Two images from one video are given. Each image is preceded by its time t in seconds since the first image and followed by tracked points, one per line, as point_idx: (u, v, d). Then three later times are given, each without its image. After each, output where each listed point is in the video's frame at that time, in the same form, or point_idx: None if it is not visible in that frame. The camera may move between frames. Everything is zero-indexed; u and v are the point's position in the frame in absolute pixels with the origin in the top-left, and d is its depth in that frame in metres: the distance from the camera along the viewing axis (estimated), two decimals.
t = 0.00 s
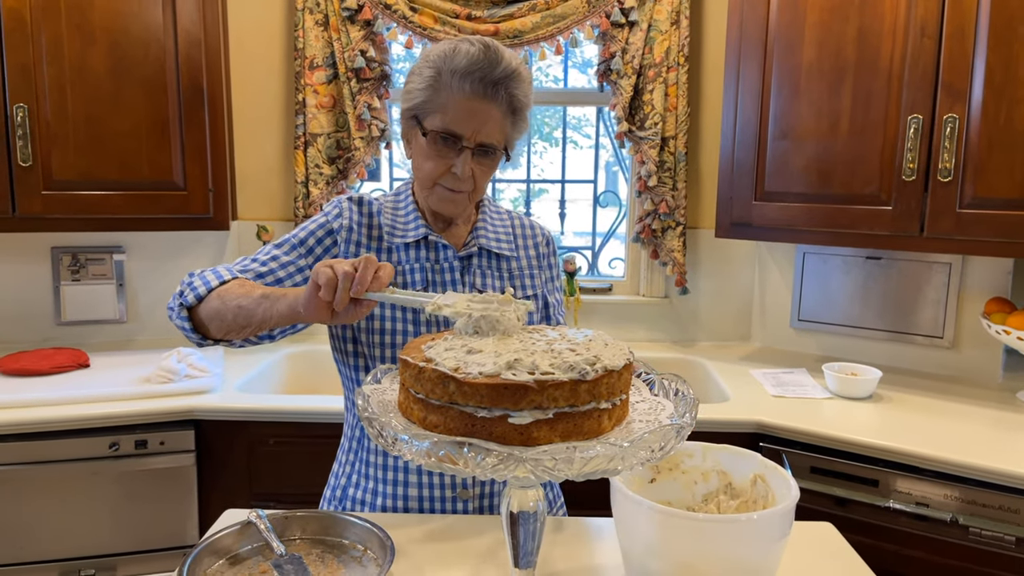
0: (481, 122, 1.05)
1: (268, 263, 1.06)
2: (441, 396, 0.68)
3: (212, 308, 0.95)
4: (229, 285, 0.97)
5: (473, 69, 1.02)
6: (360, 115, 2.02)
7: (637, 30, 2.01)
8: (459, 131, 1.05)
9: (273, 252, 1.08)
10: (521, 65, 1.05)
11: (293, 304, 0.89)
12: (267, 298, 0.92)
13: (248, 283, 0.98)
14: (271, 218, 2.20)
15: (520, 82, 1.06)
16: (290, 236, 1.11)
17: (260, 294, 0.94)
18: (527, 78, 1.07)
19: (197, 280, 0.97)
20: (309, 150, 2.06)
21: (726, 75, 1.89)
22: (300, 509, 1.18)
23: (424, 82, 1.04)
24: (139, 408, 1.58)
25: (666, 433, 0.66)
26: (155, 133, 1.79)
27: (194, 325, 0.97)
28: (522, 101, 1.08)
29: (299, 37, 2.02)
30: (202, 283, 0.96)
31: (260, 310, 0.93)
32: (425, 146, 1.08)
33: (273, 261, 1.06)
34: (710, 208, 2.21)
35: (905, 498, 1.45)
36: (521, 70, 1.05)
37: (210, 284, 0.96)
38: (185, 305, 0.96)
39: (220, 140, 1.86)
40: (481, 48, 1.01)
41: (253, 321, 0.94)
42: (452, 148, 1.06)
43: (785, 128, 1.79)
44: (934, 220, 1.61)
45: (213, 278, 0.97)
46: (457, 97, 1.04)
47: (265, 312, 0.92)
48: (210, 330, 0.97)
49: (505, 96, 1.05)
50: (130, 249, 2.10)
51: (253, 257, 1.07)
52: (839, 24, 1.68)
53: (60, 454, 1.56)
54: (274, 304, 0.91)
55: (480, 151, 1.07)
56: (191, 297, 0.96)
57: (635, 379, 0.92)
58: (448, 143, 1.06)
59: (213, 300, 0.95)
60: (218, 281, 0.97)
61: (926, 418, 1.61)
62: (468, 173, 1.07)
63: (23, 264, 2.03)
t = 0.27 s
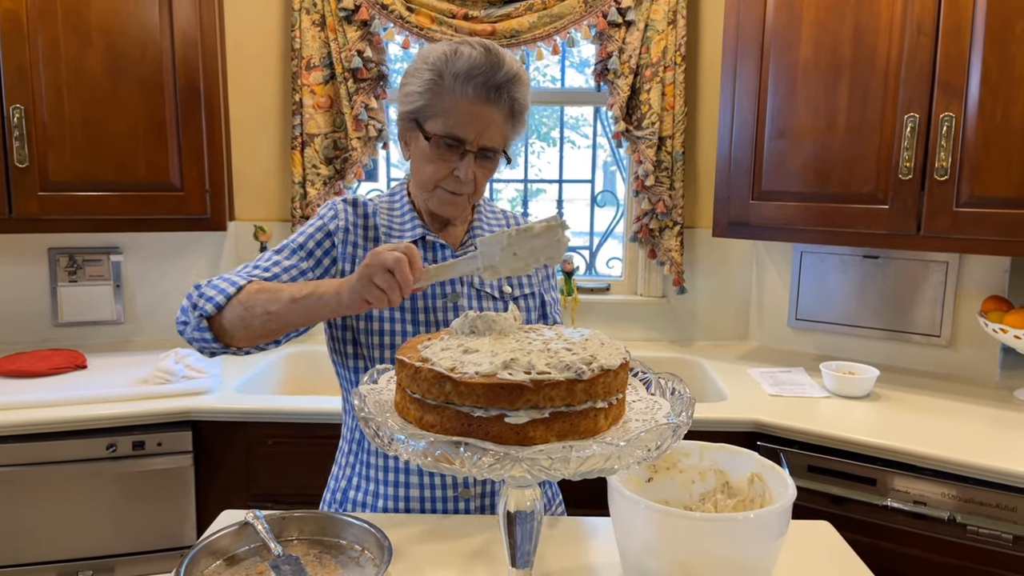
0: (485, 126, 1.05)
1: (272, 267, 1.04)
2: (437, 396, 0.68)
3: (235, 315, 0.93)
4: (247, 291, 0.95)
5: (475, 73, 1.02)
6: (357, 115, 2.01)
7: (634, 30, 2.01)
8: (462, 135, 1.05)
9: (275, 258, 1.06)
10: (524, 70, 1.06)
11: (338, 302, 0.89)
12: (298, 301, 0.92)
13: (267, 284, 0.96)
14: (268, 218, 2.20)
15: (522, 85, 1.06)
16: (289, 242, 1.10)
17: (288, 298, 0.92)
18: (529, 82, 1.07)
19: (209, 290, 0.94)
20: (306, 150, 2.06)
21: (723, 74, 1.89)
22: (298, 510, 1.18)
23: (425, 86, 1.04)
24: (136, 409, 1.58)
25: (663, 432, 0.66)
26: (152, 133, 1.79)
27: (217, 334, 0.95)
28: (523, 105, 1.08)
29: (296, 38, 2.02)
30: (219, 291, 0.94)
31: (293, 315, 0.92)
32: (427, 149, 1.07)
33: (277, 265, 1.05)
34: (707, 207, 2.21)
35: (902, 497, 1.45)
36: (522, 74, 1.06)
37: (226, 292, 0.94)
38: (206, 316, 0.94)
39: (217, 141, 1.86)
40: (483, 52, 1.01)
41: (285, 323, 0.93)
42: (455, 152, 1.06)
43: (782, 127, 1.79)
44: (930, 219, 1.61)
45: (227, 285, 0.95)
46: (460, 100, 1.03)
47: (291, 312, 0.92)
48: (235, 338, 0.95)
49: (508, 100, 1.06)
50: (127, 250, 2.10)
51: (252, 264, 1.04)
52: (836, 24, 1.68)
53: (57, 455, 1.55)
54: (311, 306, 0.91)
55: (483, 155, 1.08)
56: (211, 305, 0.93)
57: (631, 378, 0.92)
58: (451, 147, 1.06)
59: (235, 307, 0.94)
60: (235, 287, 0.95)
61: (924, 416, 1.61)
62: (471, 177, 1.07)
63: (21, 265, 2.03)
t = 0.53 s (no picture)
0: (509, 140, 1.07)
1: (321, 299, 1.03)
2: (438, 397, 0.68)
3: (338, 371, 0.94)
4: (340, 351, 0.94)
5: (505, 87, 1.03)
6: (357, 117, 2.02)
7: (633, 32, 2.01)
8: (488, 148, 1.06)
9: (318, 287, 1.04)
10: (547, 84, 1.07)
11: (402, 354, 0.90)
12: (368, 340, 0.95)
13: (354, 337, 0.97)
14: (268, 220, 2.20)
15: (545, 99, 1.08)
16: (321, 263, 1.06)
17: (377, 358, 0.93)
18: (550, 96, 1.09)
19: (301, 353, 0.93)
20: (306, 152, 2.06)
21: (723, 77, 1.90)
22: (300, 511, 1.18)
23: (453, 96, 1.04)
24: (136, 411, 1.58)
25: (662, 433, 0.66)
26: (153, 135, 1.79)
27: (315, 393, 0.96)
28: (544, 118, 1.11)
29: (296, 40, 2.02)
30: (318, 354, 0.92)
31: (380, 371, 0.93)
32: (451, 160, 1.07)
33: (324, 296, 1.04)
34: (707, 209, 2.21)
35: (902, 499, 1.45)
36: (547, 88, 1.07)
37: (325, 356, 0.93)
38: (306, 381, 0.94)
39: (217, 143, 1.86)
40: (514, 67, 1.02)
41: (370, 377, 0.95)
42: (481, 166, 1.07)
43: (781, 129, 1.79)
44: (929, 221, 1.62)
45: (318, 345, 0.93)
46: (488, 114, 1.04)
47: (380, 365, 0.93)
48: (330, 395, 0.97)
49: (532, 114, 1.07)
50: (127, 252, 2.10)
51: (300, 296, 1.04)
52: (835, 27, 1.69)
53: (57, 457, 1.55)
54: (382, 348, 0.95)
55: (506, 167, 1.10)
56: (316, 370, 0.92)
57: (631, 381, 0.92)
58: (477, 160, 1.07)
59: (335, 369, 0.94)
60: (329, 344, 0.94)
61: (923, 418, 1.62)
62: (493, 188, 1.09)
63: (21, 267, 2.03)
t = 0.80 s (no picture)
0: (505, 143, 1.06)
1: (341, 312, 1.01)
2: (438, 397, 0.68)
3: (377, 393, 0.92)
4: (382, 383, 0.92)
5: (500, 89, 1.02)
6: (357, 117, 2.02)
7: (633, 32, 2.01)
8: (482, 151, 1.06)
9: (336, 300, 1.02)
10: (549, 86, 1.05)
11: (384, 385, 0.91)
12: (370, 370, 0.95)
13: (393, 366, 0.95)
14: (268, 220, 2.20)
15: (547, 103, 1.06)
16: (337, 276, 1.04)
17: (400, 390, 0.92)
18: (554, 98, 1.07)
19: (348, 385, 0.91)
20: (306, 152, 2.06)
21: (722, 76, 1.90)
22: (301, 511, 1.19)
23: (450, 97, 1.05)
24: (137, 411, 1.59)
25: (662, 432, 0.66)
26: (153, 136, 1.80)
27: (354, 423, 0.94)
28: (547, 123, 1.09)
29: (296, 40, 2.02)
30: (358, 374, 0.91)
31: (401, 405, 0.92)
32: (447, 161, 1.09)
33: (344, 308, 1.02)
34: (706, 208, 2.21)
35: (902, 497, 1.46)
36: (548, 91, 1.05)
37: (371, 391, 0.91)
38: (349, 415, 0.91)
39: (217, 143, 1.87)
40: (510, 69, 1.01)
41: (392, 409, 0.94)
42: (474, 167, 1.08)
43: (781, 128, 1.79)
44: (929, 220, 1.62)
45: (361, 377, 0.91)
46: (482, 116, 1.04)
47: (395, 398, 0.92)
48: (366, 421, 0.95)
49: (531, 117, 1.06)
50: (127, 252, 2.10)
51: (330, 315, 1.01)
52: (834, 26, 1.69)
53: (58, 457, 1.56)
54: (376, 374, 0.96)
55: (502, 171, 1.09)
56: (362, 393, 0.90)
57: (631, 380, 0.92)
58: (471, 161, 1.08)
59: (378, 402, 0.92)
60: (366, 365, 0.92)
61: (923, 417, 1.62)
62: (488, 192, 1.09)
63: (21, 267, 2.03)
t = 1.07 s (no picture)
0: (487, 143, 1.05)
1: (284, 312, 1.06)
2: (441, 394, 0.68)
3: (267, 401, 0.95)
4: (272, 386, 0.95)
5: (481, 89, 1.01)
6: (359, 116, 2.02)
7: (634, 31, 2.01)
8: (465, 151, 1.05)
9: (284, 299, 1.08)
10: (535, 86, 1.04)
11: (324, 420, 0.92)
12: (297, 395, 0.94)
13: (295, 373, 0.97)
14: (270, 219, 2.20)
15: (532, 103, 1.04)
16: (298, 276, 1.10)
17: (306, 409, 0.93)
18: (542, 99, 1.05)
19: (240, 379, 0.96)
20: (308, 151, 2.06)
21: (723, 76, 1.90)
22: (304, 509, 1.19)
23: (434, 97, 1.05)
24: (139, 409, 1.59)
25: (664, 430, 0.66)
26: (155, 134, 1.80)
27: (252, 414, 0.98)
28: (535, 123, 1.06)
29: (297, 39, 2.02)
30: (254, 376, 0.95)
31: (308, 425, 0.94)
32: (433, 161, 1.09)
33: (288, 309, 1.06)
34: (708, 207, 2.21)
35: (903, 496, 1.46)
36: (533, 91, 1.03)
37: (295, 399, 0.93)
38: (239, 405, 0.96)
39: (219, 142, 1.87)
40: (491, 69, 1.00)
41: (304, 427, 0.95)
42: (458, 167, 1.07)
43: (782, 127, 1.79)
44: (930, 220, 1.62)
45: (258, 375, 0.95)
46: (464, 116, 1.03)
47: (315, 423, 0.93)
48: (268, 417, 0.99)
49: (514, 118, 1.04)
50: (129, 251, 2.10)
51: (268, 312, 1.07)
52: (836, 25, 1.69)
53: (60, 455, 1.56)
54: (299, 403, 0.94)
55: (486, 173, 1.08)
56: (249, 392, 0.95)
57: (633, 378, 0.92)
58: (454, 161, 1.07)
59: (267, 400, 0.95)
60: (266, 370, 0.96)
61: (925, 416, 1.62)
62: (472, 193, 1.08)
63: (24, 266, 2.03)
